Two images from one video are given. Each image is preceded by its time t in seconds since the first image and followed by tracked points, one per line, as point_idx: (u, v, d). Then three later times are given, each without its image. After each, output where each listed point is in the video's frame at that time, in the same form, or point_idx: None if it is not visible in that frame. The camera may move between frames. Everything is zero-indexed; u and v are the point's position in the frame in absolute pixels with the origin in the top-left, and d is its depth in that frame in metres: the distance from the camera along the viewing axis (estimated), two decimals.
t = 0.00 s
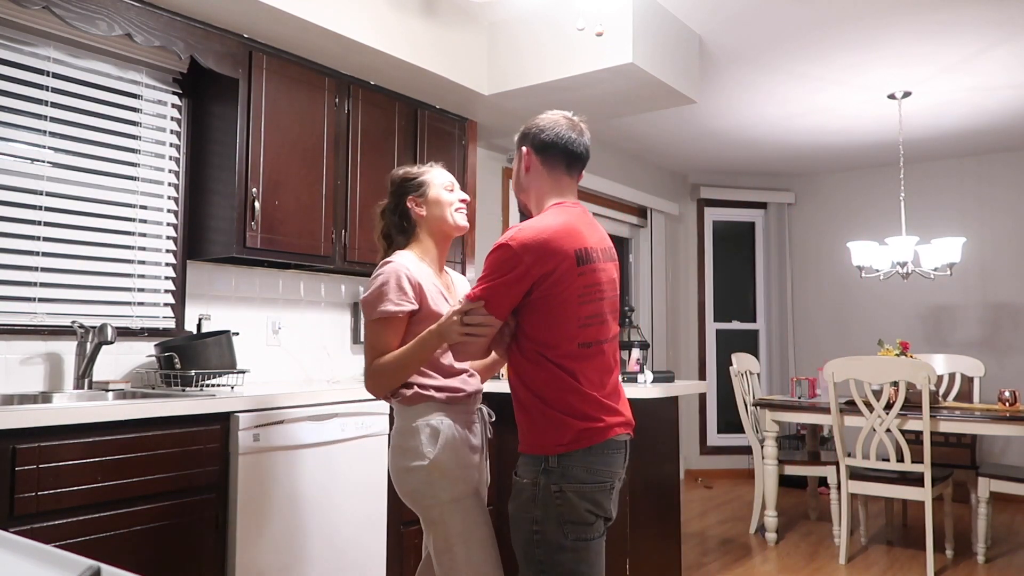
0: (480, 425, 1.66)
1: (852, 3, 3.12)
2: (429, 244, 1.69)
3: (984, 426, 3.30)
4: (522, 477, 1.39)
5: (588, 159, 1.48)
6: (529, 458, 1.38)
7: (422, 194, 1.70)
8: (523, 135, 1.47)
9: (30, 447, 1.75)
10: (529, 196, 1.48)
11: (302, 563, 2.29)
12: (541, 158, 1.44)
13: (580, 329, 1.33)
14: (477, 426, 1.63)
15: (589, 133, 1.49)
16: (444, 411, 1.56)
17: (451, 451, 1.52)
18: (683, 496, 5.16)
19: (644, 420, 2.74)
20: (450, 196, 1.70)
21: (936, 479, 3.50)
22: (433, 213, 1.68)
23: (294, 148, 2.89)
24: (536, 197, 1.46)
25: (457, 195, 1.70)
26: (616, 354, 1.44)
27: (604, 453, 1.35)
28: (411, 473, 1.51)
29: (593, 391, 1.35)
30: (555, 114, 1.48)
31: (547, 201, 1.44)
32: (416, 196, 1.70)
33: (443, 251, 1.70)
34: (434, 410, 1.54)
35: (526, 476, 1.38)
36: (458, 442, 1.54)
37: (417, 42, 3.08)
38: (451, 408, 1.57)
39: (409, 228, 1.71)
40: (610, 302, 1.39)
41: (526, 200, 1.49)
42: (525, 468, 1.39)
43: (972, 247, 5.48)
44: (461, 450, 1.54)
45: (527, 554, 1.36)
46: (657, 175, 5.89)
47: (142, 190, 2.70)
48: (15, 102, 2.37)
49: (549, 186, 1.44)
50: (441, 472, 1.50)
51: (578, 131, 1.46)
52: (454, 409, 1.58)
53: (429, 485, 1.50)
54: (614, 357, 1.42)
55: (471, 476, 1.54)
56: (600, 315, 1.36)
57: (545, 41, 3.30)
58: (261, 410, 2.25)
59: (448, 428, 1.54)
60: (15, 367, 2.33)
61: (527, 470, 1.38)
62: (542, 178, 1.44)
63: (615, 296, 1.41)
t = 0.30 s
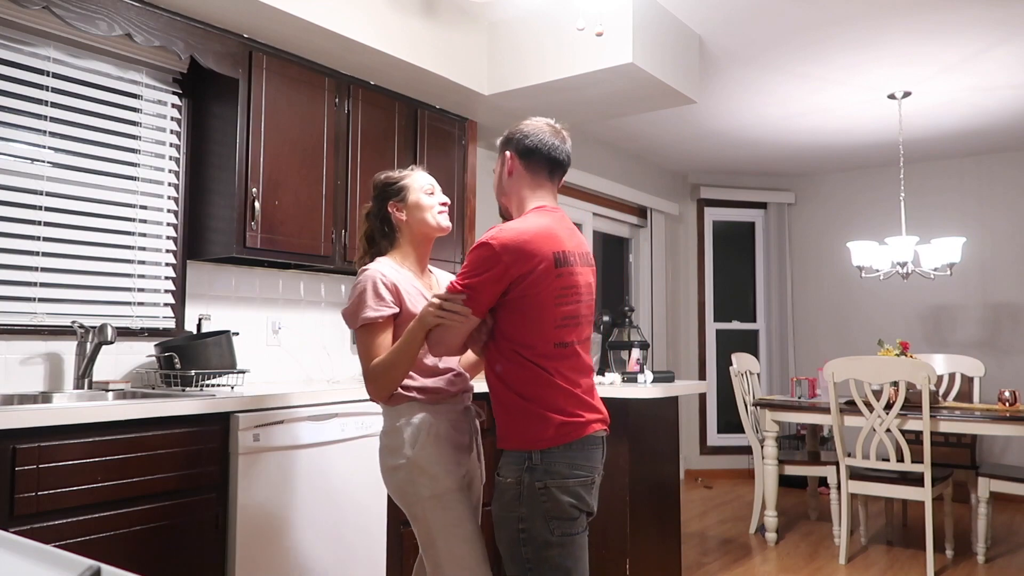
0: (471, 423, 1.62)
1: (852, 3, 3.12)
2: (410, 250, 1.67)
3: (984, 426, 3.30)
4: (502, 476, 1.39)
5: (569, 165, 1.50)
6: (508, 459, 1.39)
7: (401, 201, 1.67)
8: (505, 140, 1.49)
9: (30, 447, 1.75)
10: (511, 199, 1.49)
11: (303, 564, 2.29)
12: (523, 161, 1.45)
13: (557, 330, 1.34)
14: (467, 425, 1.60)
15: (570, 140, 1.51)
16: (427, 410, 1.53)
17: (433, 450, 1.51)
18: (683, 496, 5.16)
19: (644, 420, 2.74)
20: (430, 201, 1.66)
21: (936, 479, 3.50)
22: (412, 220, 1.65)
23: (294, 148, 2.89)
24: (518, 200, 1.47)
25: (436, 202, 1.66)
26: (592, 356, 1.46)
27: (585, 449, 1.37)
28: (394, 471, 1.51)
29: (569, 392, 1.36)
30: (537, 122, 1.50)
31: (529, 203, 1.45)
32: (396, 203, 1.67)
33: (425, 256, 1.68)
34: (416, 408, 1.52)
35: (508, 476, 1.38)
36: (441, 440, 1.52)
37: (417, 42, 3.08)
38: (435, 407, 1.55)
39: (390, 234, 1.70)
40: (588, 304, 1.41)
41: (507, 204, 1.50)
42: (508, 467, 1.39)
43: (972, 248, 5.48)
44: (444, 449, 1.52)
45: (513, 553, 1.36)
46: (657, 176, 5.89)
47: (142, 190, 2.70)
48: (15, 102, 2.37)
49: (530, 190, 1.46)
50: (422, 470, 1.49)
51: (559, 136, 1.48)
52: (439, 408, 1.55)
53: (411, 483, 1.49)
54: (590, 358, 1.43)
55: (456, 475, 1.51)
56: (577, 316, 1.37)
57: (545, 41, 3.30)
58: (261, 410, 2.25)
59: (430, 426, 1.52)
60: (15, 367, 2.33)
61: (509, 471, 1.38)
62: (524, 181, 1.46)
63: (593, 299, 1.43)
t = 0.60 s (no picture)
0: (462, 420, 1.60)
1: (852, 3, 3.12)
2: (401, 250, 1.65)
3: (984, 426, 3.30)
4: (480, 470, 1.40)
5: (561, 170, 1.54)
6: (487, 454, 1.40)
7: (391, 202, 1.65)
8: (504, 140, 1.49)
9: (30, 447, 1.75)
10: (505, 199, 1.49)
11: (302, 564, 2.29)
12: (523, 164, 1.46)
13: (540, 324, 1.37)
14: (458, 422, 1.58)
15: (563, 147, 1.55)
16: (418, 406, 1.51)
17: (423, 445, 1.48)
18: (682, 497, 5.16)
19: (644, 420, 2.74)
20: (419, 200, 1.64)
21: (936, 479, 3.50)
22: (402, 219, 1.63)
23: (294, 148, 2.89)
24: (513, 200, 1.47)
25: (426, 200, 1.64)
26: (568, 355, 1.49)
27: (562, 447, 1.40)
28: (386, 468, 1.49)
29: (548, 386, 1.39)
30: (534, 126, 1.51)
31: (525, 205, 1.46)
32: (385, 204, 1.65)
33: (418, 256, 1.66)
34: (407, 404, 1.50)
35: (486, 471, 1.39)
36: (432, 436, 1.50)
37: (417, 42, 3.09)
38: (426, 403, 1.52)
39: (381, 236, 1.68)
40: (569, 303, 1.44)
41: (500, 203, 1.50)
42: (488, 462, 1.39)
43: (972, 248, 5.48)
44: (435, 444, 1.49)
45: (485, 547, 1.37)
46: (657, 176, 5.89)
47: (142, 190, 2.70)
48: (15, 102, 2.37)
49: (527, 193, 1.47)
50: (413, 466, 1.46)
51: (555, 143, 1.51)
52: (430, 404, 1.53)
53: (403, 479, 1.47)
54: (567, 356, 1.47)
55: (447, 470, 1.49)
56: (559, 313, 1.41)
57: (546, 41, 3.30)
58: (261, 411, 2.25)
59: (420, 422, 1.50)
60: (15, 367, 2.33)
61: (490, 465, 1.39)
62: (521, 183, 1.47)
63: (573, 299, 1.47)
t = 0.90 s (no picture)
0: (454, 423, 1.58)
1: (852, 3, 3.12)
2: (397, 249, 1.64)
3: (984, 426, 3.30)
4: (478, 465, 1.38)
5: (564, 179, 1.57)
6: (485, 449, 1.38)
7: (388, 201, 1.64)
8: (518, 144, 1.49)
9: (30, 447, 1.75)
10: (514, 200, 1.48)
11: (302, 564, 2.29)
12: (538, 169, 1.47)
13: (547, 322, 1.42)
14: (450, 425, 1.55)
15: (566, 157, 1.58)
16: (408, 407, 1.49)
17: (408, 447, 1.47)
18: (682, 497, 5.16)
19: (644, 420, 2.74)
20: (417, 201, 1.64)
21: (936, 479, 3.50)
22: (399, 219, 1.63)
23: (294, 148, 2.89)
24: (524, 202, 1.47)
25: (423, 201, 1.64)
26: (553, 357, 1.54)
27: (556, 445, 1.43)
28: (372, 465, 1.49)
29: (547, 384, 1.43)
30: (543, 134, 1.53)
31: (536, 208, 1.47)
32: (382, 203, 1.64)
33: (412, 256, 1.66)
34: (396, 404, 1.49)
35: (486, 466, 1.37)
36: (419, 437, 1.48)
37: (417, 42, 3.08)
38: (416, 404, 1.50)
39: (376, 234, 1.67)
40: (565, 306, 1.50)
41: (505, 203, 1.49)
42: (488, 457, 1.38)
43: (972, 248, 5.48)
44: (421, 445, 1.48)
45: (481, 542, 1.36)
46: (657, 176, 5.89)
47: (142, 190, 2.70)
48: (15, 102, 2.37)
49: (537, 196, 1.47)
50: (396, 466, 1.46)
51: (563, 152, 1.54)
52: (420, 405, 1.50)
53: (386, 479, 1.47)
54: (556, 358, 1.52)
55: (429, 473, 1.48)
56: (560, 314, 1.46)
57: (546, 42, 3.30)
58: (261, 411, 2.25)
59: (408, 422, 1.48)
60: (15, 367, 2.33)
61: (490, 460, 1.37)
62: (534, 186, 1.47)
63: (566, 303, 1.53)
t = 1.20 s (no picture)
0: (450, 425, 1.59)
1: (851, 3, 3.12)
2: (390, 248, 1.64)
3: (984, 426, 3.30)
4: (485, 466, 1.38)
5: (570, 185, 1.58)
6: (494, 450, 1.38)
7: (383, 199, 1.63)
8: (533, 147, 1.49)
9: (30, 447, 1.75)
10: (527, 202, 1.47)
11: (302, 564, 2.29)
12: (553, 173, 1.48)
13: (558, 323, 1.43)
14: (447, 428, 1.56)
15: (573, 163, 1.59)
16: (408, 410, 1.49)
17: (407, 449, 1.47)
18: (682, 496, 5.16)
19: (644, 421, 2.74)
20: (412, 202, 1.65)
21: (936, 479, 3.50)
22: (394, 218, 1.62)
23: (294, 148, 2.89)
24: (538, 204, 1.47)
25: (419, 202, 1.65)
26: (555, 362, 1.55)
27: (561, 446, 1.43)
28: (369, 466, 1.48)
29: (555, 386, 1.43)
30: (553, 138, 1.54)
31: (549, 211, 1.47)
32: (377, 201, 1.63)
33: (404, 256, 1.67)
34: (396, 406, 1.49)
35: (495, 467, 1.37)
36: (418, 440, 1.49)
37: (417, 42, 3.08)
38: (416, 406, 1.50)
39: (368, 231, 1.66)
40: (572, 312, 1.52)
41: (517, 205, 1.49)
42: (497, 459, 1.37)
43: (972, 248, 5.48)
44: (419, 449, 1.49)
45: (487, 544, 1.36)
46: (657, 176, 5.89)
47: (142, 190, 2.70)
48: (15, 102, 2.37)
49: (551, 201, 1.48)
50: (395, 469, 1.46)
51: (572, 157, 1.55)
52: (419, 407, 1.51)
53: (383, 481, 1.46)
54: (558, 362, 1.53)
55: (425, 478, 1.48)
56: (569, 318, 1.47)
57: (547, 42, 3.30)
58: (262, 411, 2.25)
59: (408, 425, 1.48)
60: (15, 367, 2.33)
61: (499, 461, 1.37)
62: (548, 190, 1.47)
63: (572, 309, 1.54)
